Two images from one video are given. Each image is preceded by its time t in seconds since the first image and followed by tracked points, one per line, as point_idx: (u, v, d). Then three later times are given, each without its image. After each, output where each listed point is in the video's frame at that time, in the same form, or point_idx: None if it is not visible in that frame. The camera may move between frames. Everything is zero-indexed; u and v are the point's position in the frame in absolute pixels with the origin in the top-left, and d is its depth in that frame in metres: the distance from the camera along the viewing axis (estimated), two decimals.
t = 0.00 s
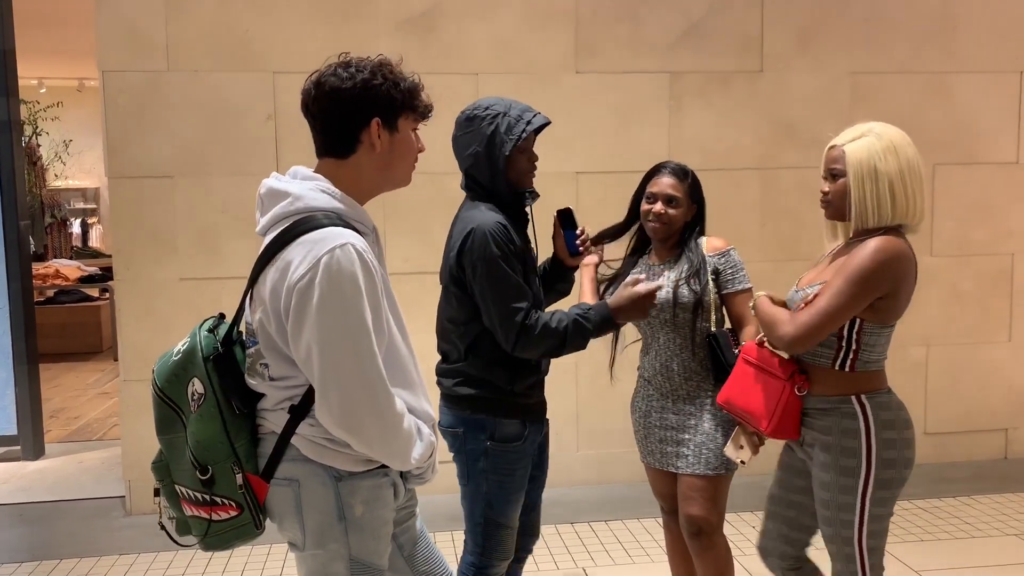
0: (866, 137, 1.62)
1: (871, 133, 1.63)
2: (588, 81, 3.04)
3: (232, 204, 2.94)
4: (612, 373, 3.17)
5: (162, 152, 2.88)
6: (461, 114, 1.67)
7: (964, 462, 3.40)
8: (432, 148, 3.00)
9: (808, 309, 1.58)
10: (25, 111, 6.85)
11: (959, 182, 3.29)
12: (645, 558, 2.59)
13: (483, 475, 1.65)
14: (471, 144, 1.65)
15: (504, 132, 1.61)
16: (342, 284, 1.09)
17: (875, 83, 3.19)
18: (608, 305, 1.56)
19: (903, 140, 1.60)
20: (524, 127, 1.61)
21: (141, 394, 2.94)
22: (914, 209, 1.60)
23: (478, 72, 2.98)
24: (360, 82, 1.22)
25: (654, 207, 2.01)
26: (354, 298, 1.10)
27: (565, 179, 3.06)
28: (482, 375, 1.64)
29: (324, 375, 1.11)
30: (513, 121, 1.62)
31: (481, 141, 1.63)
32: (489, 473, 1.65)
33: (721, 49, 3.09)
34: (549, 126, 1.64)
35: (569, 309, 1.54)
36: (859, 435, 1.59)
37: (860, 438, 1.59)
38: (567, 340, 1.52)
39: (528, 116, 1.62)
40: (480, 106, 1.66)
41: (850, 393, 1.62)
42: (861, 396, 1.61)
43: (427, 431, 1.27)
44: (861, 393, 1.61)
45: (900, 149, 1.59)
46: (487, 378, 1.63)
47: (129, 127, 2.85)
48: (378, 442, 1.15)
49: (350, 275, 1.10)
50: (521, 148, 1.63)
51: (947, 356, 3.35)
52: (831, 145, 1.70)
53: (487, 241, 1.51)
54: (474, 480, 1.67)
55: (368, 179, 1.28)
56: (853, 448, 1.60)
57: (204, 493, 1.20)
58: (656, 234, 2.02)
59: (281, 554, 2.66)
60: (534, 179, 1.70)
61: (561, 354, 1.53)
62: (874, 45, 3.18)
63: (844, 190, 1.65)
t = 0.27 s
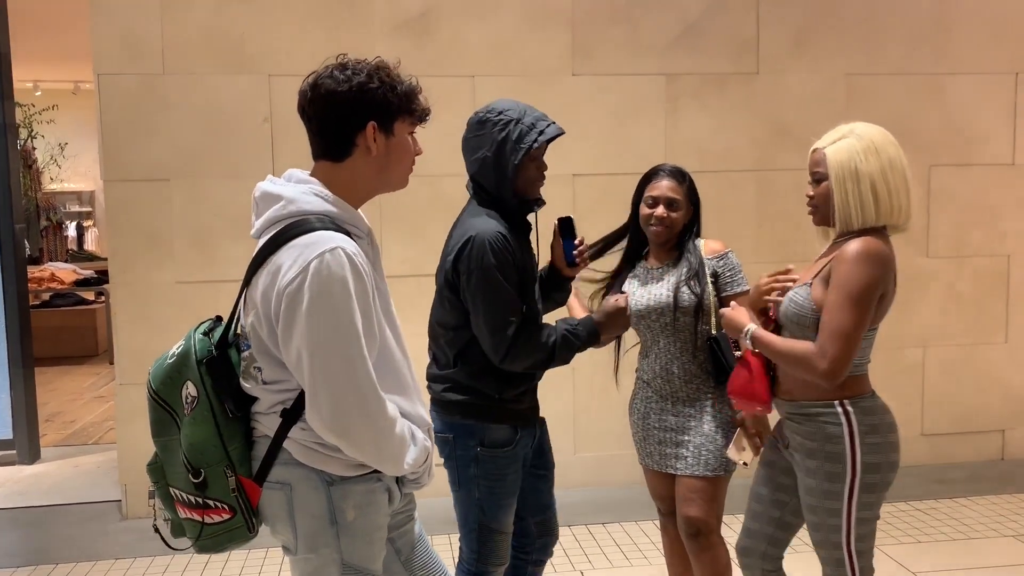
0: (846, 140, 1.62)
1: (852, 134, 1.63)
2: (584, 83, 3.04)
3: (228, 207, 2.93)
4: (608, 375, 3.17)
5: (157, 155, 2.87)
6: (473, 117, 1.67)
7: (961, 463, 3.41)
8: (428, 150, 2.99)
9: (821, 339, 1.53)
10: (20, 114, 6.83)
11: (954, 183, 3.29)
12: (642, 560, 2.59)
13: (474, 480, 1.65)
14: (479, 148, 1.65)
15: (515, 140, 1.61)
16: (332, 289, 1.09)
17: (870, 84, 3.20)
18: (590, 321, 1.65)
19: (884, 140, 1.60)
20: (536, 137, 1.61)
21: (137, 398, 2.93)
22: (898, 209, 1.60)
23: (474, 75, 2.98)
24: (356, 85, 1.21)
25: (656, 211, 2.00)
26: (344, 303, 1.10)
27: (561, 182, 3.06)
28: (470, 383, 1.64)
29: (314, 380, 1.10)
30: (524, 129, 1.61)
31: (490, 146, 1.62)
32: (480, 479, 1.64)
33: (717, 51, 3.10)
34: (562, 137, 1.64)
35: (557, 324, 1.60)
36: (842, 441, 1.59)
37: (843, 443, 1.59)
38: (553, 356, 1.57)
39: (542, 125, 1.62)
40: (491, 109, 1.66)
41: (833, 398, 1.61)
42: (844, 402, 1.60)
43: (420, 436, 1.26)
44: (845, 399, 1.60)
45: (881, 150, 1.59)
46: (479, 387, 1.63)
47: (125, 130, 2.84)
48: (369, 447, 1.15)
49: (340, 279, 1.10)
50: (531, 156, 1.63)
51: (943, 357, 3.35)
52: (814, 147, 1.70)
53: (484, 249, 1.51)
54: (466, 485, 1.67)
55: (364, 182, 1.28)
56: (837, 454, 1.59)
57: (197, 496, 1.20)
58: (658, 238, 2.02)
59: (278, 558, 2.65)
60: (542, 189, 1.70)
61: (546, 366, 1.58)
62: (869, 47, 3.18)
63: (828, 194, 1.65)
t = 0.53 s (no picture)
0: (814, 142, 1.62)
1: (818, 137, 1.63)
2: (578, 83, 3.04)
3: (221, 208, 2.93)
4: (603, 375, 3.17)
5: (150, 155, 2.87)
6: (469, 115, 1.67)
7: (954, 461, 3.41)
8: (422, 151, 2.99)
9: (812, 347, 1.53)
10: (13, 115, 6.81)
11: (948, 182, 3.30)
12: (634, 560, 2.59)
13: (473, 480, 1.65)
14: (475, 145, 1.65)
15: (513, 137, 1.61)
16: (318, 289, 1.09)
17: (864, 84, 3.20)
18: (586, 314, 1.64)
19: (850, 141, 1.60)
20: (534, 135, 1.61)
21: (130, 399, 2.93)
22: (868, 209, 1.60)
23: (468, 75, 2.98)
24: (353, 85, 1.21)
25: (654, 212, 2.01)
26: (330, 304, 1.10)
27: (555, 182, 3.06)
28: (471, 383, 1.63)
29: (300, 380, 1.10)
30: (523, 127, 1.61)
31: (488, 143, 1.62)
32: (479, 478, 1.64)
33: (711, 51, 3.10)
34: (559, 136, 1.65)
35: (550, 320, 1.58)
36: (807, 440, 1.59)
37: (809, 442, 1.58)
38: (550, 350, 1.55)
39: (539, 123, 1.62)
40: (488, 107, 1.66)
41: (798, 397, 1.61)
42: (809, 402, 1.60)
43: (407, 439, 1.26)
44: (809, 399, 1.60)
45: (849, 151, 1.59)
46: (479, 386, 1.63)
47: (118, 131, 2.84)
48: (353, 448, 1.15)
49: (326, 280, 1.10)
50: (527, 154, 1.63)
51: (936, 356, 3.35)
52: (783, 152, 1.71)
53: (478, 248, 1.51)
54: (465, 484, 1.66)
55: (358, 183, 1.28)
56: (803, 454, 1.59)
57: (183, 493, 1.20)
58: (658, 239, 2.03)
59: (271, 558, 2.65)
60: (537, 189, 1.69)
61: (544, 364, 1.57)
62: (863, 46, 3.19)
63: (799, 197, 1.66)
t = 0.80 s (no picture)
0: (795, 139, 1.62)
1: (801, 134, 1.63)
2: (575, 79, 3.04)
3: (217, 204, 2.92)
4: (599, 371, 3.17)
5: (146, 151, 2.86)
6: (470, 108, 1.66)
7: (950, 457, 3.42)
8: (419, 147, 2.99)
9: (798, 344, 1.51)
10: (8, 111, 6.78)
11: (944, 179, 3.30)
12: (631, 556, 2.59)
13: (471, 475, 1.64)
14: (476, 138, 1.64)
15: (514, 130, 1.60)
16: (321, 285, 1.09)
17: (861, 81, 3.20)
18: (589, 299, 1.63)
19: (832, 138, 1.59)
20: (534, 128, 1.60)
21: (126, 395, 2.92)
22: (847, 206, 1.60)
23: (465, 71, 2.98)
24: (355, 80, 1.21)
25: (647, 209, 2.00)
26: (333, 299, 1.09)
27: (552, 178, 3.06)
28: (472, 379, 1.63)
29: (301, 375, 1.10)
30: (523, 120, 1.61)
31: (488, 136, 1.62)
32: (477, 473, 1.64)
33: (708, 47, 3.10)
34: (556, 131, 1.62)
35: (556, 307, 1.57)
36: (787, 437, 1.59)
37: (788, 438, 1.59)
38: (560, 333, 1.54)
39: (539, 118, 1.61)
40: (489, 100, 1.65)
41: (777, 394, 1.61)
42: (787, 399, 1.59)
43: (407, 435, 1.26)
44: (788, 395, 1.60)
45: (829, 147, 1.59)
46: (479, 382, 1.63)
47: (114, 127, 2.83)
48: (354, 444, 1.14)
49: (329, 275, 1.09)
50: (527, 149, 1.62)
51: (933, 352, 3.36)
52: (766, 148, 1.71)
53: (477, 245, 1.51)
54: (463, 478, 1.66)
55: (357, 179, 1.27)
56: (783, 450, 1.59)
57: (181, 490, 1.19)
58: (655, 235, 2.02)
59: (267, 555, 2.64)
60: (533, 181, 1.69)
61: (553, 350, 1.55)
62: (860, 43, 3.19)
63: (779, 194, 1.66)
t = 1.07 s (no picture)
0: (783, 132, 1.62)
1: (789, 127, 1.63)
2: (572, 75, 3.03)
3: (214, 198, 2.92)
4: (596, 367, 3.17)
5: (143, 146, 2.85)
6: (464, 102, 1.65)
7: (946, 453, 3.43)
8: (416, 141, 2.98)
9: (790, 335, 1.52)
10: (5, 105, 6.76)
11: (941, 175, 3.31)
12: (628, 551, 2.60)
13: (465, 469, 1.65)
14: (471, 132, 1.64)
15: (508, 125, 1.60)
16: (326, 280, 1.09)
17: (858, 76, 3.20)
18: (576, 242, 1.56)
19: (820, 132, 1.60)
20: (529, 124, 1.61)
21: (123, 390, 2.92)
22: (833, 200, 1.60)
23: (462, 66, 2.97)
24: (354, 75, 1.21)
25: (658, 204, 2.03)
26: (338, 294, 1.09)
27: (549, 173, 3.06)
28: (464, 370, 1.63)
29: (305, 371, 1.10)
30: (518, 116, 1.61)
31: (483, 130, 1.61)
32: (471, 468, 1.64)
33: (706, 42, 3.09)
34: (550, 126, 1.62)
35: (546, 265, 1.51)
36: (783, 432, 1.59)
37: (784, 432, 1.59)
38: (561, 289, 1.50)
39: (533, 113, 1.61)
40: (486, 94, 1.64)
41: (771, 389, 1.61)
42: (782, 393, 1.60)
43: (406, 430, 1.26)
44: (783, 389, 1.61)
45: (816, 141, 1.59)
46: (472, 374, 1.63)
47: (110, 121, 2.82)
48: (358, 439, 1.14)
49: (333, 270, 1.09)
50: (521, 143, 1.62)
51: (929, 348, 3.37)
52: (755, 141, 1.71)
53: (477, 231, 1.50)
54: (456, 474, 1.66)
55: (354, 174, 1.27)
56: (779, 444, 1.60)
57: (178, 486, 1.19)
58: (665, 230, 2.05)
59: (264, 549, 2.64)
60: (526, 175, 1.69)
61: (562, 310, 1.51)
62: (857, 38, 3.19)
63: (766, 186, 1.66)
